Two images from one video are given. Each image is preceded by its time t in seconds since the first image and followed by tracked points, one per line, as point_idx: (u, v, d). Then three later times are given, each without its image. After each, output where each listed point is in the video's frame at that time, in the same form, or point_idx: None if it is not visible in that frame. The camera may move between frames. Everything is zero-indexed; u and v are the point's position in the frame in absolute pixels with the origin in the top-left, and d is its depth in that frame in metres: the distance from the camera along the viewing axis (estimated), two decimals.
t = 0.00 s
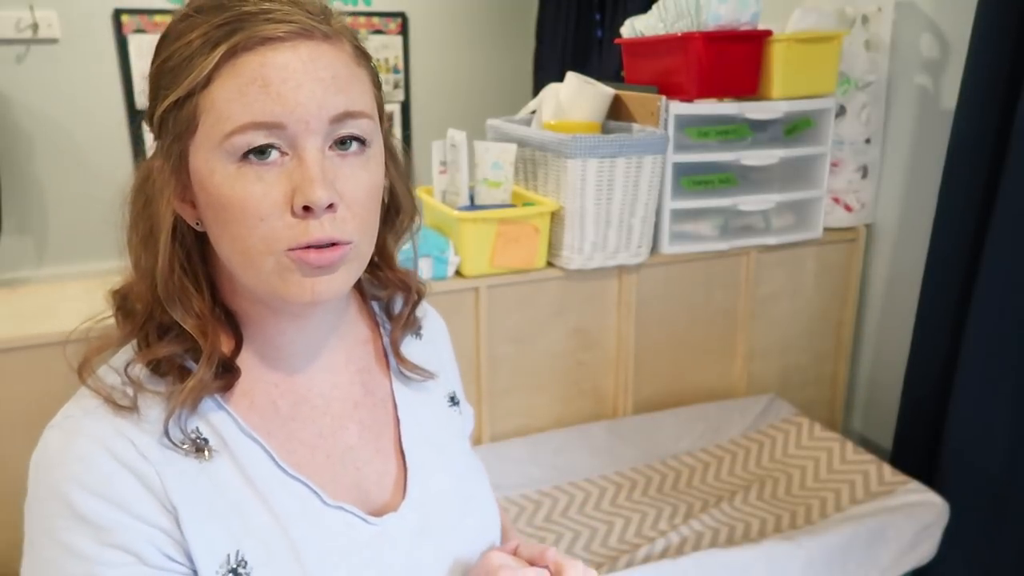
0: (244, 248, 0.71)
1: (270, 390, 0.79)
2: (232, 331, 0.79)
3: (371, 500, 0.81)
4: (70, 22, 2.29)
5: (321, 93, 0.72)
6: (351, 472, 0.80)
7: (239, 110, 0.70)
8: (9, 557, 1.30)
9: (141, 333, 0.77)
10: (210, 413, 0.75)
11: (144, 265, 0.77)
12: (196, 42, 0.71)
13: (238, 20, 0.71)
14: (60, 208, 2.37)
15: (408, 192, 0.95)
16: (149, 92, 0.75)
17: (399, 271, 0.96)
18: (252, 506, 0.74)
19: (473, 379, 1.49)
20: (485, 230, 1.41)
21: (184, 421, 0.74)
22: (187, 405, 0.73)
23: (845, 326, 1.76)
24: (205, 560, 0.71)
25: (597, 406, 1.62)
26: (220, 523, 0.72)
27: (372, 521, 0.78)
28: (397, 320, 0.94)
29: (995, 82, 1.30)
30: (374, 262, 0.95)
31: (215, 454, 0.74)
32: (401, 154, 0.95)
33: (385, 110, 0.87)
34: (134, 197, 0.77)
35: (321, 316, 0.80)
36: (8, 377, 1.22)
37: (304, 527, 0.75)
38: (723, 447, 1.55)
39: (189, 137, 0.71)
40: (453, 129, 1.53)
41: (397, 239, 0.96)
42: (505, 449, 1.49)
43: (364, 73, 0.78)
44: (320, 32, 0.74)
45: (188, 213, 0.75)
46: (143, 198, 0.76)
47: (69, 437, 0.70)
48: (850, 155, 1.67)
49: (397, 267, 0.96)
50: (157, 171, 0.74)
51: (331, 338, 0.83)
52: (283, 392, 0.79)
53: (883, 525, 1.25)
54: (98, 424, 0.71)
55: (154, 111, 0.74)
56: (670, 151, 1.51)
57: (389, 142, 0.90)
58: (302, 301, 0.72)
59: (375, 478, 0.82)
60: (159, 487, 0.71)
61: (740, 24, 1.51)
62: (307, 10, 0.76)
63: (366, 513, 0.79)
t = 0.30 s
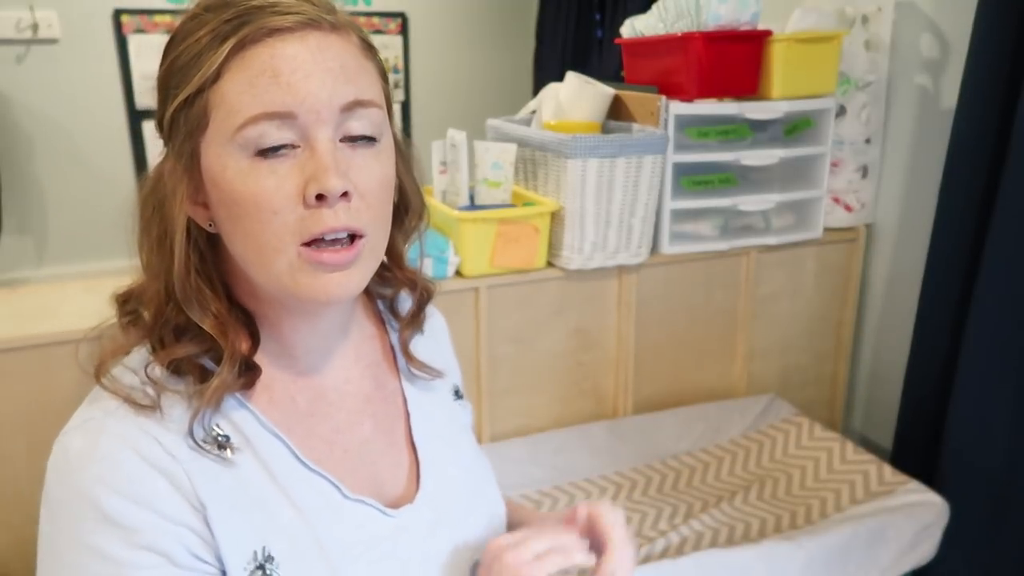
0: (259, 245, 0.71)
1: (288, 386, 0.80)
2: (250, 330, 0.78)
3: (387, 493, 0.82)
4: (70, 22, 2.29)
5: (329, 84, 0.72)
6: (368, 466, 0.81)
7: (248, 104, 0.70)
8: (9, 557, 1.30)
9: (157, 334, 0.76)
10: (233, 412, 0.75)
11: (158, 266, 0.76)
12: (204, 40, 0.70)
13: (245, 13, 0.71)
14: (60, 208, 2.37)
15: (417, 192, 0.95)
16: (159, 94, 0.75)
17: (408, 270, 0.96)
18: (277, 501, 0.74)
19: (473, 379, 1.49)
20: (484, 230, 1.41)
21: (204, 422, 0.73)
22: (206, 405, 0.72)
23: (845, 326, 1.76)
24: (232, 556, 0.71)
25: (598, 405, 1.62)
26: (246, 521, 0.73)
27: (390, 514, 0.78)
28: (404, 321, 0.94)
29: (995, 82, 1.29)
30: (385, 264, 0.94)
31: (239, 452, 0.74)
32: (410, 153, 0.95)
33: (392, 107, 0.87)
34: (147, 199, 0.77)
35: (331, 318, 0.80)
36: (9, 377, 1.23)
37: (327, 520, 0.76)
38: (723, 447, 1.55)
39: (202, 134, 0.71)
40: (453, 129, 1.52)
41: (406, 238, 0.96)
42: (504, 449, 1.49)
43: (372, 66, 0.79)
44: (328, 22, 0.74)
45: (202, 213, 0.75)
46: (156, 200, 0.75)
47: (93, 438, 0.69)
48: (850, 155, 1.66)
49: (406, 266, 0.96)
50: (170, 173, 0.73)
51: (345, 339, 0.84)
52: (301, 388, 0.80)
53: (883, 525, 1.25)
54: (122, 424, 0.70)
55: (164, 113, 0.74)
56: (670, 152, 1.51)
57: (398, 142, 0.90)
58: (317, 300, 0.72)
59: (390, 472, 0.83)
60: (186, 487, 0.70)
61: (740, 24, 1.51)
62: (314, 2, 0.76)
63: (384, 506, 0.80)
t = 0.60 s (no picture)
0: (265, 244, 0.71)
1: (293, 384, 0.79)
2: (250, 329, 0.78)
3: (391, 482, 0.82)
4: (70, 22, 2.29)
5: (336, 85, 0.72)
6: (375, 457, 0.81)
7: (255, 104, 0.70)
8: (9, 557, 1.30)
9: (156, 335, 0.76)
10: (233, 409, 0.75)
11: (157, 268, 0.76)
12: (208, 42, 0.70)
13: (249, 15, 0.71)
14: (60, 208, 2.37)
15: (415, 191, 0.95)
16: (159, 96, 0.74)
17: (405, 269, 0.96)
18: (282, 495, 0.73)
19: (473, 379, 1.49)
20: (485, 230, 1.41)
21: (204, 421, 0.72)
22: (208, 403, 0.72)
23: (845, 325, 1.77)
24: (236, 556, 0.71)
25: (598, 406, 1.62)
26: (251, 518, 0.72)
27: (395, 502, 0.79)
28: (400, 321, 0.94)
29: (996, 82, 1.30)
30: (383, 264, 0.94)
31: (240, 448, 0.73)
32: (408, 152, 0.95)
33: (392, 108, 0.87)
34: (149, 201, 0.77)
35: (334, 318, 0.80)
36: (9, 377, 1.23)
37: (336, 510, 0.75)
38: (723, 447, 1.55)
39: (205, 136, 0.71)
40: (454, 129, 1.53)
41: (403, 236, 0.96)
42: (503, 449, 1.49)
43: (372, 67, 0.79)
44: (332, 25, 0.75)
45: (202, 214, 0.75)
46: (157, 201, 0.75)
47: (86, 444, 0.68)
48: (850, 155, 1.67)
49: (404, 265, 0.96)
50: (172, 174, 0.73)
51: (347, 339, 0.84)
52: (307, 384, 0.80)
53: (884, 525, 1.25)
54: (116, 432, 0.69)
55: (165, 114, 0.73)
56: (670, 152, 1.51)
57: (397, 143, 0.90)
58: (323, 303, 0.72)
59: (395, 465, 0.83)
60: (181, 491, 0.69)
61: (740, 24, 1.51)
62: (317, 4, 0.76)
63: (389, 494, 0.80)
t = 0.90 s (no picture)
0: (250, 249, 0.71)
1: (281, 393, 0.79)
2: (235, 334, 0.78)
3: (386, 489, 0.82)
4: (70, 22, 2.29)
5: (325, 88, 0.72)
6: (368, 464, 0.81)
7: (239, 109, 0.69)
8: (9, 558, 1.30)
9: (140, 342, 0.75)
10: (218, 417, 0.74)
11: (140, 273, 0.76)
12: (193, 45, 0.70)
13: (235, 19, 0.71)
14: (60, 208, 2.37)
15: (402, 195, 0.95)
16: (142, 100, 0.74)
17: (392, 273, 0.96)
18: (273, 506, 0.73)
19: (473, 379, 1.49)
20: (484, 231, 1.41)
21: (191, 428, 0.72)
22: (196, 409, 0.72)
23: (845, 325, 1.77)
24: (229, 568, 0.71)
25: (597, 406, 1.62)
26: (245, 527, 0.72)
27: (390, 510, 0.78)
28: (387, 326, 0.94)
29: (996, 83, 1.30)
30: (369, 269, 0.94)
31: (229, 460, 0.73)
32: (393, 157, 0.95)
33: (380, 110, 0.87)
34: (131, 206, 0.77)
35: (321, 324, 0.80)
36: (9, 377, 1.23)
37: (328, 522, 0.75)
38: (723, 447, 1.56)
39: (189, 140, 0.71)
40: (454, 128, 1.53)
41: (390, 241, 0.96)
42: (504, 449, 1.49)
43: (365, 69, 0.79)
44: (319, 29, 0.75)
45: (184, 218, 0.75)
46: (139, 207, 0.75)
47: (74, 463, 0.68)
48: (850, 155, 1.67)
49: (390, 269, 0.96)
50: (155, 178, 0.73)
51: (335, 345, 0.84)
52: (294, 393, 0.80)
53: (884, 525, 1.25)
54: (105, 449, 0.68)
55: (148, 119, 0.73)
56: (669, 151, 1.51)
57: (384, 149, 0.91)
58: (308, 309, 0.72)
59: (389, 470, 0.83)
60: (172, 505, 0.69)
61: (740, 24, 1.51)
62: (304, 7, 0.76)
63: (383, 502, 0.80)
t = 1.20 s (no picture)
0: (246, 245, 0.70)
1: (266, 400, 0.79)
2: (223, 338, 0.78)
3: (371, 500, 0.82)
4: (70, 22, 2.29)
5: (324, 87, 0.73)
6: (352, 475, 0.81)
7: (238, 107, 0.69)
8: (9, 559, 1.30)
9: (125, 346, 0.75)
10: (204, 424, 0.74)
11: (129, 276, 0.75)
12: (186, 42, 0.69)
13: (232, 15, 0.70)
14: (61, 208, 2.37)
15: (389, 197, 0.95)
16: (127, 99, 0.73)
17: (380, 275, 0.97)
18: (257, 516, 0.73)
19: (473, 379, 1.49)
20: (485, 230, 1.41)
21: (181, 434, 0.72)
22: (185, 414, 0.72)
23: (845, 326, 1.77)
24: None
25: (597, 406, 1.62)
26: (231, 535, 0.72)
27: (376, 522, 0.79)
28: (374, 329, 0.94)
29: (996, 82, 1.30)
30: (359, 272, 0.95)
31: (213, 467, 0.73)
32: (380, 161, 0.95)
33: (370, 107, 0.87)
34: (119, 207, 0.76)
35: (306, 328, 0.80)
36: (9, 377, 1.22)
37: (314, 534, 0.75)
38: (723, 447, 1.56)
39: (182, 140, 0.70)
40: (454, 128, 1.53)
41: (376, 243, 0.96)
42: (504, 448, 1.49)
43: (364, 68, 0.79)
44: (316, 26, 0.75)
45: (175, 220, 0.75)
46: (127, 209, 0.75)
47: (55, 468, 0.66)
48: (850, 155, 1.67)
49: (377, 272, 0.96)
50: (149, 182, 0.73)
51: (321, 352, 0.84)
52: (280, 399, 0.80)
53: (884, 525, 1.25)
54: (89, 455, 0.68)
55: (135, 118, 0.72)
56: (670, 151, 1.51)
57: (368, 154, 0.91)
58: (308, 304, 0.72)
59: (374, 482, 0.83)
60: (156, 511, 0.69)
61: (740, 24, 1.51)
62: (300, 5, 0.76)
63: (368, 514, 0.80)
